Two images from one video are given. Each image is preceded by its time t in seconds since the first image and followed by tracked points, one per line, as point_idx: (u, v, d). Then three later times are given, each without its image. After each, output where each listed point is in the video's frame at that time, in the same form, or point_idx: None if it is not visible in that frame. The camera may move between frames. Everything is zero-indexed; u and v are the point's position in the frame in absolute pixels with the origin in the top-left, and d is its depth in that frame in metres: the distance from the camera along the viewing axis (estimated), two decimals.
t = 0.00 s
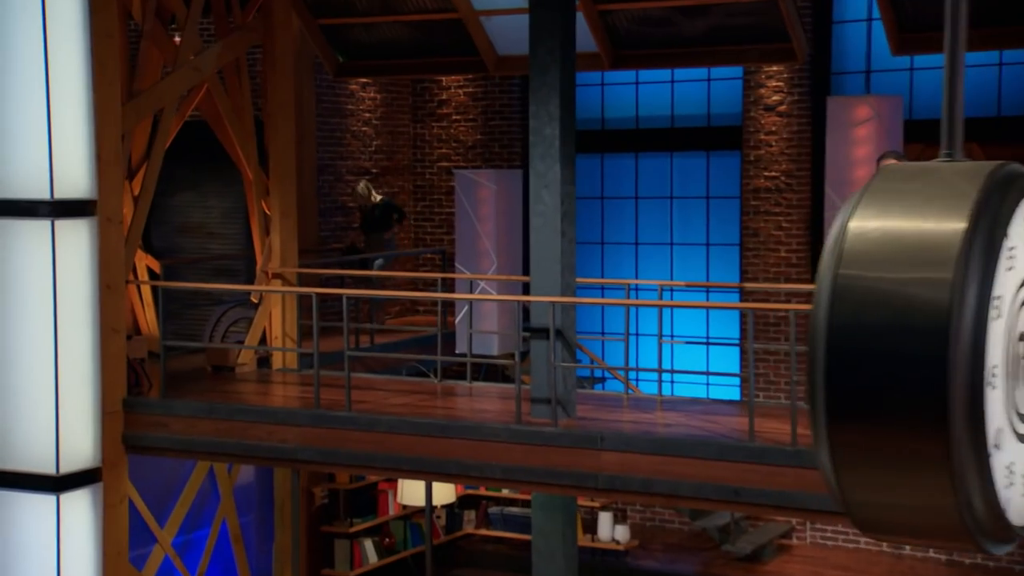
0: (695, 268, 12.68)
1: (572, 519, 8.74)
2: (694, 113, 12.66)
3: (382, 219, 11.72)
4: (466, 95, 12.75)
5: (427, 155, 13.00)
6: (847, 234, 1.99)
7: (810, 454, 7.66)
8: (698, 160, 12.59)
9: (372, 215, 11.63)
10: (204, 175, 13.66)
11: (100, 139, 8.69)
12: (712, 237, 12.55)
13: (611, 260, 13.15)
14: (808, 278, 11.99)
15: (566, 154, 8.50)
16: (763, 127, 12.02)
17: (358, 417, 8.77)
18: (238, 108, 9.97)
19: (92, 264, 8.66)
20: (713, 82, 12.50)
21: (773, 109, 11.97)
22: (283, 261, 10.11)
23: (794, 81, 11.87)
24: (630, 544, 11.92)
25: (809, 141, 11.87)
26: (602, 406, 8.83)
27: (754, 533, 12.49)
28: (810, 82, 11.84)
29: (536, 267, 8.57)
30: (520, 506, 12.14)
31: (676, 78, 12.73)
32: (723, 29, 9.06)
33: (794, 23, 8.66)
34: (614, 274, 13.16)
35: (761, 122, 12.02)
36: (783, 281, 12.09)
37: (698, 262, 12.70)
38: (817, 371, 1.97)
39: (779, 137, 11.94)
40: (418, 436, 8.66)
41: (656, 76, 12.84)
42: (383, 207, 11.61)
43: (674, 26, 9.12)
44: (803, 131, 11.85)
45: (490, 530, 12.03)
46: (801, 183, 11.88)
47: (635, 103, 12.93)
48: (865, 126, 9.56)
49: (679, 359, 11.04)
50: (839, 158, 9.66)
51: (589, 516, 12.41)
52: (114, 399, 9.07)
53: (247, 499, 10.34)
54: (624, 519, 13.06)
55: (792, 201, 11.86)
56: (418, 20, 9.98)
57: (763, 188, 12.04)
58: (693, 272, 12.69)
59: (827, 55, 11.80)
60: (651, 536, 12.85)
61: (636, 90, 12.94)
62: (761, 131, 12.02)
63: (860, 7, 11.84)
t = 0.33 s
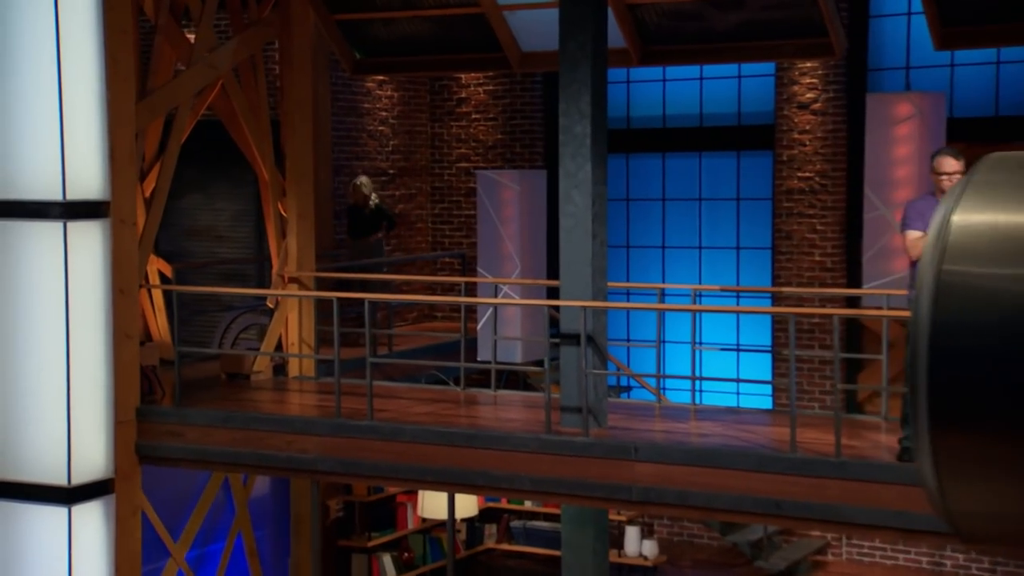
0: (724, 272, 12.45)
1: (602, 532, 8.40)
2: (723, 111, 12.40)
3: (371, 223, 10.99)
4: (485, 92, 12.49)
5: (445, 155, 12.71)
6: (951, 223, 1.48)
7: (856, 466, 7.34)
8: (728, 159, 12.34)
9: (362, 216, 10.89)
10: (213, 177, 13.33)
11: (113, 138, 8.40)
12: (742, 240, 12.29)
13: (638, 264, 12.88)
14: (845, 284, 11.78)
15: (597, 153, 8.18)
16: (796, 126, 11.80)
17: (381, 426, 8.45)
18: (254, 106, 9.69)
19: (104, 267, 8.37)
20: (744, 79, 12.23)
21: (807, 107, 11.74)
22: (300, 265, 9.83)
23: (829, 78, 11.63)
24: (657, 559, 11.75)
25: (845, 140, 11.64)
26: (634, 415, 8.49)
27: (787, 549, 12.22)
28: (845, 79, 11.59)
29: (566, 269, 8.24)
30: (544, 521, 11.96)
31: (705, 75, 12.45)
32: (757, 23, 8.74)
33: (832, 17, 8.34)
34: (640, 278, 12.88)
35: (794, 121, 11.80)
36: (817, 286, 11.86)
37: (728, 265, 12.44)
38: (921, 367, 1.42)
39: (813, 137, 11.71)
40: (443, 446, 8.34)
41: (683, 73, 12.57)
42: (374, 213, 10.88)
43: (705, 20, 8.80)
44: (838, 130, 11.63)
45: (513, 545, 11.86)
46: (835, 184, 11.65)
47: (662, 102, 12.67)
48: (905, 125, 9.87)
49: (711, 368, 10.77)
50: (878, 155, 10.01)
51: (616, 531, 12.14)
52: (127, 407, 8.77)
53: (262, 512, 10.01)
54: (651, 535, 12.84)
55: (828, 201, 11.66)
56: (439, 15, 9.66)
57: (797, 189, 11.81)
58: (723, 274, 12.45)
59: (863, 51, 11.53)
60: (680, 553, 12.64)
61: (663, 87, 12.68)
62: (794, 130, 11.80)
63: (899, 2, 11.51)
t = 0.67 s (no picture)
0: (755, 278, 12.18)
1: (635, 549, 8.12)
2: (754, 111, 12.14)
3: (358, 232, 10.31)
4: (506, 92, 12.31)
5: (464, 157, 12.43)
6: None
7: (902, 479, 7.04)
8: (758, 161, 12.06)
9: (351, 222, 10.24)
10: (223, 180, 13.03)
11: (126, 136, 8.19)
12: (774, 245, 12.02)
13: (663, 270, 12.60)
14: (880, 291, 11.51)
15: (629, 153, 7.90)
16: (831, 126, 11.51)
17: (404, 437, 8.16)
18: (271, 107, 9.43)
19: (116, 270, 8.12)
20: (775, 77, 11.99)
21: (842, 106, 11.47)
22: (317, 270, 9.54)
23: (864, 75, 11.36)
24: None
25: (882, 141, 11.38)
26: (667, 426, 8.18)
27: (821, 566, 11.92)
28: (881, 79, 11.33)
29: (598, 274, 7.95)
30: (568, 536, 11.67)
31: (734, 74, 12.20)
32: (791, 19, 8.47)
33: (872, 13, 8.07)
34: (665, 284, 12.60)
35: (828, 121, 11.52)
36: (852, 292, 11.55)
37: (758, 271, 12.17)
38: None
39: (848, 137, 11.44)
40: (469, 458, 8.05)
41: (711, 72, 12.30)
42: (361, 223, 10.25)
43: (738, 16, 8.52)
44: (875, 131, 11.37)
45: (535, 561, 11.57)
46: (871, 187, 11.40)
47: (690, 101, 12.39)
48: (947, 124, 9.72)
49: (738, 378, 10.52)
50: (919, 156, 9.82)
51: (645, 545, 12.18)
52: (140, 417, 8.50)
53: (278, 526, 9.72)
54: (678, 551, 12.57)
55: (866, 204, 11.41)
56: (460, 12, 9.38)
57: (831, 192, 11.53)
58: (753, 278, 12.19)
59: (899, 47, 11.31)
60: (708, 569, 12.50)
61: (690, 86, 12.40)
62: (828, 130, 11.52)
63: None
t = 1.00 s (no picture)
0: (789, 285, 11.91)
1: (670, 565, 7.88)
2: (789, 111, 11.89)
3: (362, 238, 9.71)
4: (529, 91, 12.01)
5: (486, 159, 12.18)
6: None
7: (955, 492, 6.78)
8: (793, 163, 11.81)
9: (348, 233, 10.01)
10: (236, 183, 12.77)
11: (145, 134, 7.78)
12: (808, 250, 11.77)
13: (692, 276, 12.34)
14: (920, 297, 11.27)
15: (665, 153, 7.64)
16: (869, 126, 11.26)
17: (432, 448, 7.89)
18: (293, 111, 9.16)
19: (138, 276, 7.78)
20: (810, 76, 11.73)
21: (880, 106, 11.20)
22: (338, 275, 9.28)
23: (904, 74, 11.09)
24: None
25: (920, 143, 11.11)
26: (704, 437, 7.91)
27: None
28: (921, 78, 11.08)
29: (632, 278, 7.69)
30: (593, 550, 11.42)
31: (767, 73, 11.93)
32: (829, 15, 8.19)
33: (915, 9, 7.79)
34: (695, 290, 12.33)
35: (866, 121, 11.26)
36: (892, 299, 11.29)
37: (793, 276, 11.91)
38: None
39: (887, 138, 11.18)
40: (499, 470, 7.77)
41: (744, 70, 12.05)
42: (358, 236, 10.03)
43: (774, 12, 8.25)
44: (914, 132, 11.11)
45: None
46: (909, 189, 11.14)
47: (721, 101, 12.13)
48: (993, 125, 9.55)
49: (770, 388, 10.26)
50: (964, 159, 9.64)
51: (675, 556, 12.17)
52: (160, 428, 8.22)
53: (297, 541, 9.47)
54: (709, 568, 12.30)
55: (904, 208, 11.17)
56: (485, 9, 9.11)
57: (869, 195, 11.29)
58: (786, 285, 11.92)
59: (942, 46, 11.05)
60: None
61: (721, 86, 12.14)
62: (866, 131, 11.27)
63: None
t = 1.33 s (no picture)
0: (824, 291, 11.65)
1: None
2: (825, 110, 11.58)
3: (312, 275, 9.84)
4: (554, 91, 11.82)
5: (509, 161, 11.98)
6: None
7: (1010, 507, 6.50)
8: (830, 165, 11.51)
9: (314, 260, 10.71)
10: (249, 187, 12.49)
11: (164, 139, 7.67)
12: (845, 255, 11.49)
13: (725, 282, 12.03)
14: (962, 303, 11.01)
15: (704, 153, 7.37)
16: (909, 126, 11.04)
17: (461, 459, 7.61)
18: (314, 111, 8.90)
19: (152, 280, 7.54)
20: (847, 74, 11.45)
21: (921, 105, 10.98)
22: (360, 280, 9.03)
23: (947, 72, 10.87)
24: None
25: (963, 143, 10.87)
26: (743, 449, 7.62)
27: None
28: (964, 77, 10.83)
29: (670, 283, 7.41)
30: (618, 564, 11.14)
31: (803, 70, 11.63)
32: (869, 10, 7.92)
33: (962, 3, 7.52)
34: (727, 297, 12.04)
35: (907, 121, 11.03)
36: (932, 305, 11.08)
37: (828, 284, 11.66)
38: None
39: (929, 138, 10.95)
40: (531, 482, 7.49)
41: (779, 68, 11.73)
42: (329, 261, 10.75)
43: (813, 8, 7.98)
44: (957, 131, 10.86)
45: None
46: (954, 191, 10.91)
47: (754, 99, 11.83)
48: None
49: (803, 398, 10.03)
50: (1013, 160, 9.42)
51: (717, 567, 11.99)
52: (175, 437, 7.93)
53: (315, 556, 9.25)
54: None
55: (945, 211, 10.95)
56: (511, 4, 8.83)
57: (909, 198, 11.07)
58: (823, 291, 11.65)
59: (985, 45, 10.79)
60: None
61: (754, 84, 11.84)
62: (907, 131, 11.04)
63: None
